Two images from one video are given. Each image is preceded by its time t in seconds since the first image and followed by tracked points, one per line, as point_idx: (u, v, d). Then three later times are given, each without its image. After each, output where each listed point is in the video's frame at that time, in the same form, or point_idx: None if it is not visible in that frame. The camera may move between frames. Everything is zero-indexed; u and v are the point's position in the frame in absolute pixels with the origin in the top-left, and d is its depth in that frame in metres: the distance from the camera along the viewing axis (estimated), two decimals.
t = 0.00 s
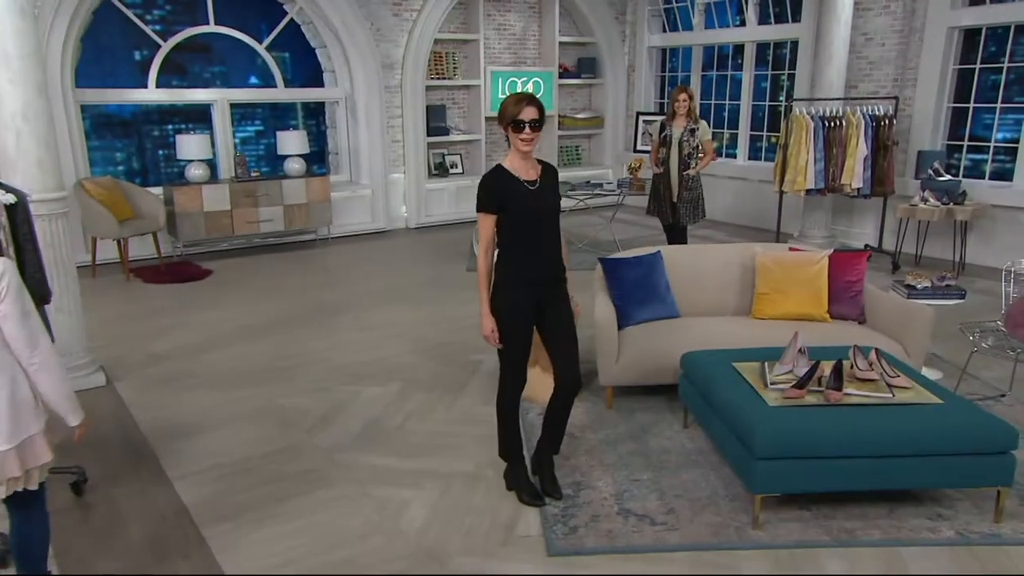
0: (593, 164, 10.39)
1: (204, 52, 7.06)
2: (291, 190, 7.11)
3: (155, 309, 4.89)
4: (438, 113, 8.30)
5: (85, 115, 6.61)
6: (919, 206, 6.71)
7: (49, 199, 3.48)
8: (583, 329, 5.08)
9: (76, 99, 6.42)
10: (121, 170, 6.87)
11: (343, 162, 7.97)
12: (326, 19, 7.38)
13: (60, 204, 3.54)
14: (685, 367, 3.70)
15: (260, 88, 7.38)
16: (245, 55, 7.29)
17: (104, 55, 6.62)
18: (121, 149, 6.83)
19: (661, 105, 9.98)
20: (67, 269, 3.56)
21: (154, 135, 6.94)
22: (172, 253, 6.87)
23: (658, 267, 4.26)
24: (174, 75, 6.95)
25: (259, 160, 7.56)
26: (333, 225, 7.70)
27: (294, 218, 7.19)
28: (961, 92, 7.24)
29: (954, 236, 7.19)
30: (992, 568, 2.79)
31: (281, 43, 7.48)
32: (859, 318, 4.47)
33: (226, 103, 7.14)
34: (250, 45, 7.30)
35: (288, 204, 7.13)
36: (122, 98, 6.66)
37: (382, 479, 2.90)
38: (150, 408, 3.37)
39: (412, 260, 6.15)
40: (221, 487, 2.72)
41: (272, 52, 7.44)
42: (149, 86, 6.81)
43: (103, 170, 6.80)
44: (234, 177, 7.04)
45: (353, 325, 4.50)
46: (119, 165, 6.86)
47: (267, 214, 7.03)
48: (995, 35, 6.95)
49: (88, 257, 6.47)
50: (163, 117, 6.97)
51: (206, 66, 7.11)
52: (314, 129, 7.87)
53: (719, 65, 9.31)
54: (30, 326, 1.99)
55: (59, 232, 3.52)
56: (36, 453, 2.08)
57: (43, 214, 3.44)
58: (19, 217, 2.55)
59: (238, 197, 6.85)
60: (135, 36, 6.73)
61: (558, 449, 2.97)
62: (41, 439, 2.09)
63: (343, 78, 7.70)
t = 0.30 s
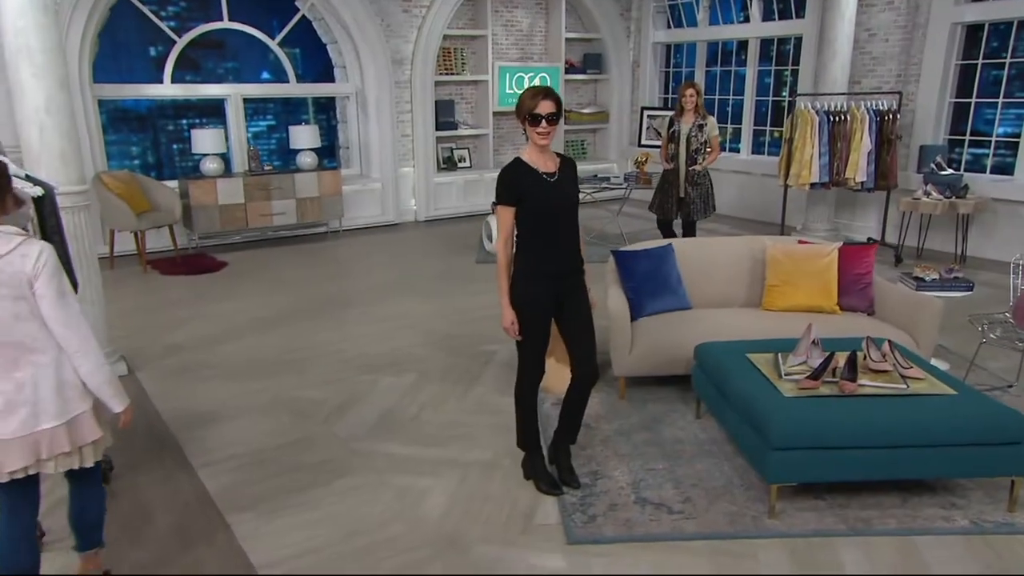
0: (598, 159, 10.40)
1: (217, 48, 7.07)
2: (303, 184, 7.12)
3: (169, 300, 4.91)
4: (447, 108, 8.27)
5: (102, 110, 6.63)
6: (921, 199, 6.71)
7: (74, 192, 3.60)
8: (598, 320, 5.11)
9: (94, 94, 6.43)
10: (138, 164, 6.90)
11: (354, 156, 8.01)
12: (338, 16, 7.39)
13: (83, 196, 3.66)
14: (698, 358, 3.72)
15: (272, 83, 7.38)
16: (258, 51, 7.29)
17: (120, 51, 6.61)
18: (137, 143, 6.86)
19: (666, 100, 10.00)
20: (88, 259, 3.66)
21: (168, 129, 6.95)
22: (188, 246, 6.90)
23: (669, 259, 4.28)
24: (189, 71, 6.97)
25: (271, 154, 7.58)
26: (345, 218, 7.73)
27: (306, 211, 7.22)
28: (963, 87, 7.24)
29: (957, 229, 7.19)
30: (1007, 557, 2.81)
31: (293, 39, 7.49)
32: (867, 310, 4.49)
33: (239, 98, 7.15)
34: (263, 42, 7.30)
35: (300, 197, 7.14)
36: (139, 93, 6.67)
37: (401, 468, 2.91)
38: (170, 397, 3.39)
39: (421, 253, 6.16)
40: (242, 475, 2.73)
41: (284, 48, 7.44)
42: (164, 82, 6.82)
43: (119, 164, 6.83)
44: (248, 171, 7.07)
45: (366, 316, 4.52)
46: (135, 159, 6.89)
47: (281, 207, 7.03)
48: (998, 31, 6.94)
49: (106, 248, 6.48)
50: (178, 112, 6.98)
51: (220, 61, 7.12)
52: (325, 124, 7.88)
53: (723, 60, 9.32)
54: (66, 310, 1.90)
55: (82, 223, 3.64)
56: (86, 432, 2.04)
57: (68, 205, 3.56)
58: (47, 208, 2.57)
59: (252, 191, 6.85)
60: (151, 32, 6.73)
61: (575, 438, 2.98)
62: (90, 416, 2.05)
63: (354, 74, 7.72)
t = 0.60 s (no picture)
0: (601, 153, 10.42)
1: (231, 44, 7.06)
2: (315, 177, 7.12)
3: (181, 292, 4.92)
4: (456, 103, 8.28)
5: (119, 106, 6.64)
6: (921, 193, 6.75)
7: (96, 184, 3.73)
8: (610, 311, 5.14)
9: (111, 91, 6.43)
10: (154, 159, 6.93)
11: (364, 150, 8.01)
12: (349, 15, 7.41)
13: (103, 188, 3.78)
14: (711, 349, 3.75)
15: (283, 80, 7.39)
16: (270, 48, 7.29)
17: (136, 47, 6.61)
18: (152, 138, 6.87)
19: (669, 96, 10.05)
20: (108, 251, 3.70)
21: (182, 125, 6.96)
22: (203, 238, 6.89)
23: (679, 252, 4.31)
24: (203, 67, 6.96)
25: (283, 148, 7.60)
26: (355, 211, 7.75)
27: (318, 204, 7.21)
28: (961, 83, 7.28)
29: (956, 223, 7.24)
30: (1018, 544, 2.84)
31: (304, 37, 7.49)
32: (874, 302, 4.52)
33: (252, 94, 7.16)
34: (275, 38, 7.30)
35: (312, 190, 7.14)
36: (155, 90, 6.67)
37: (420, 456, 2.94)
38: (188, 387, 3.41)
39: (428, 245, 6.18)
40: (264, 464, 2.76)
41: (296, 45, 7.45)
42: (178, 77, 6.81)
43: (136, 159, 6.85)
44: (262, 165, 7.08)
45: (378, 308, 4.54)
46: (151, 154, 6.91)
47: (292, 200, 7.04)
48: (997, 28, 6.98)
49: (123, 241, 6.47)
50: (192, 107, 6.99)
51: (232, 58, 7.11)
52: (335, 119, 7.88)
53: (725, 57, 9.35)
54: (139, 291, 1.98)
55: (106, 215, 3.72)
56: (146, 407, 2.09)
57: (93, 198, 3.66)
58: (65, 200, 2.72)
59: (265, 184, 6.86)
60: (165, 28, 6.71)
61: (591, 428, 3.00)
62: (149, 392, 2.10)
63: (364, 69, 7.72)
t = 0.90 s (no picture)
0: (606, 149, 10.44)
1: (243, 41, 7.08)
2: (327, 171, 7.13)
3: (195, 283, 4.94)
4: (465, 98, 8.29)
5: (135, 101, 6.63)
6: (923, 187, 6.78)
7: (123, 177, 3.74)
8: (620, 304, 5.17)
9: (129, 86, 6.42)
10: (168, 153, 6.92)
11: (374, 145, 8.03)
12: (360, 12, 7.41)
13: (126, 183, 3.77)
14: (725, 341, 3.79)
15: (295, 75, 7.40)
16: (281, 44, 7.31)
17: (153, 43, 6.61)
18: (167, 133, 6.87)
19: (672, 92, 10.09)
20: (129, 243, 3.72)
21: (197, 120, 6.96)
22: (217, 231, 6.93)
23: (690, 246, 4.34)
24: (217, 64, 6.98)
25: (294, 143, 7.61)
26: (366, 205, 7.76)
27: (330, 197, 7.22)
28: (963, 80, 7.30)
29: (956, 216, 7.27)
30: None
31: (316, 33, 7.50)
32: (882, 294, 4.55)
33: (265, 90, 7.17)
34: (287, 35, 7.32)
35: (324, 184, 7.15)
36: (170, 85, 6.66)
37: (440, 446, 2.96)
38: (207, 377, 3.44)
39: (438, 239, 6.20)
40: (286, 454, 2.78)
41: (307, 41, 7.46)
42: (194, 73, 6.83)
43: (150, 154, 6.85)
44: (275, 160, 7.10)
45: (391, 300, 4.56)
46: (165, 149, 6.91)
47: (306, 195, 7.05)
48: (999, 25, 6.98)
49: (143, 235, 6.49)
50: (207, 103, 7.00)
51: (244, 54, 7.12)
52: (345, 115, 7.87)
53: (727, 54, 9.38)
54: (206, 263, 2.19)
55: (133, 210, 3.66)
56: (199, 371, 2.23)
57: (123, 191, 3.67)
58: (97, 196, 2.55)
59: (279, 178, 6.87)
60: (181, 25, 6.72)
61: (608, 419, 3.01)
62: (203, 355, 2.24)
63: (373, 64, 7.72)
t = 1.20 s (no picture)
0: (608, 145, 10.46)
1: (254, 39, 7.09)
2: (337, 166, 7.14)
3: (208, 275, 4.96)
4: (471, 95, 8.34)
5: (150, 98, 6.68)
6: (922, 182, 6.87)
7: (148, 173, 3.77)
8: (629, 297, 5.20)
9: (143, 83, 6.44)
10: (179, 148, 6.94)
11: (382, 140, 8.04)
12: (368, 9, 7.40)
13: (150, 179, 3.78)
14: (736, 333, 3.83)
15: (305, 72, 7.40)
16: (291, 41, 7.31)
17: (166, 40, 6.62)
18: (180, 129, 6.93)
19: (673, 89, 10.13)
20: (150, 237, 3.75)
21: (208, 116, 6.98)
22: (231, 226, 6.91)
23: (699, 239, 4.37)
24: (229, 61, 7.00)
25: (304, 139, 7.62)
26: (375, 199, 7.77)
27: (339, 192, 7.22)
28: (960, 77, 7.34)
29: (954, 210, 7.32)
30: None
31: (326, 30, 7.49)
32: (887, 287, 4.59)
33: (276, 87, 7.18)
34: (297, 32, 7.30)
35: (334, 179, 7.15)
36: (183, 82, 6.69)
37: (458, 435, 2.99)
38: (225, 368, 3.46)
39: (445, 232, 6.23)
40: (308, 443, 2.80)
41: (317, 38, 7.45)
42: (206, 70, 6.84)
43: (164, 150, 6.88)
44: (286, 155, 7.14)
45: (402, 293, 4.58)
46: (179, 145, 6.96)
47: (316, 188, 7.05)
48: (997, 22, 7.02)
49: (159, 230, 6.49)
50: (218, 99, 7.01)
51: (254, 51, 7.14)
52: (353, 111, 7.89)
53: (728, 51, 9.40)
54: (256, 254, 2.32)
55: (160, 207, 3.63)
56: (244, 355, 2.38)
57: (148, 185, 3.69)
58: (129, 193, 2.43)
59: (290, 173, 6.89)
60: (193, 22, 6.72)
61: (622, 410, 3.02)
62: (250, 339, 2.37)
63: (381, 60, 7.71)
